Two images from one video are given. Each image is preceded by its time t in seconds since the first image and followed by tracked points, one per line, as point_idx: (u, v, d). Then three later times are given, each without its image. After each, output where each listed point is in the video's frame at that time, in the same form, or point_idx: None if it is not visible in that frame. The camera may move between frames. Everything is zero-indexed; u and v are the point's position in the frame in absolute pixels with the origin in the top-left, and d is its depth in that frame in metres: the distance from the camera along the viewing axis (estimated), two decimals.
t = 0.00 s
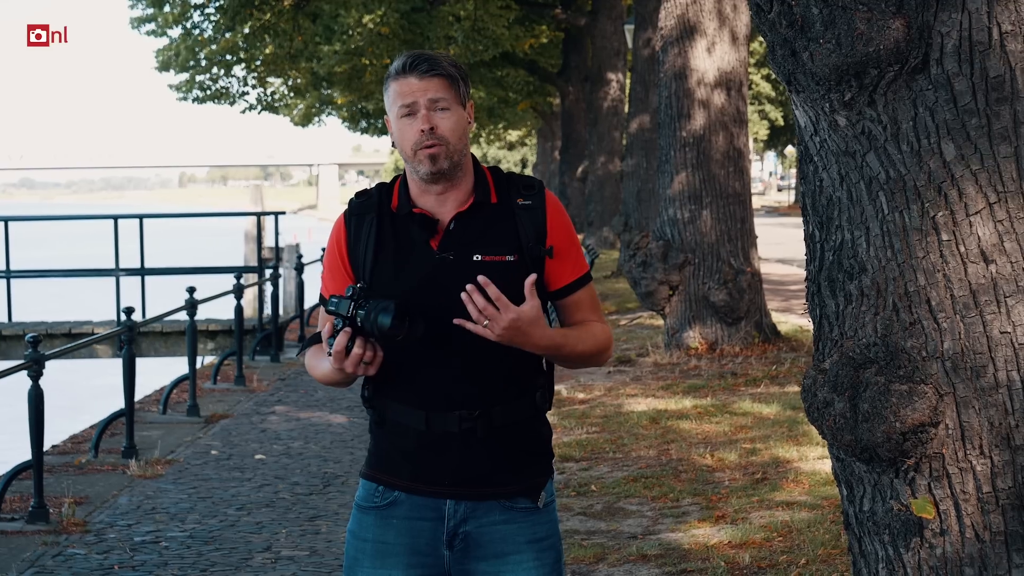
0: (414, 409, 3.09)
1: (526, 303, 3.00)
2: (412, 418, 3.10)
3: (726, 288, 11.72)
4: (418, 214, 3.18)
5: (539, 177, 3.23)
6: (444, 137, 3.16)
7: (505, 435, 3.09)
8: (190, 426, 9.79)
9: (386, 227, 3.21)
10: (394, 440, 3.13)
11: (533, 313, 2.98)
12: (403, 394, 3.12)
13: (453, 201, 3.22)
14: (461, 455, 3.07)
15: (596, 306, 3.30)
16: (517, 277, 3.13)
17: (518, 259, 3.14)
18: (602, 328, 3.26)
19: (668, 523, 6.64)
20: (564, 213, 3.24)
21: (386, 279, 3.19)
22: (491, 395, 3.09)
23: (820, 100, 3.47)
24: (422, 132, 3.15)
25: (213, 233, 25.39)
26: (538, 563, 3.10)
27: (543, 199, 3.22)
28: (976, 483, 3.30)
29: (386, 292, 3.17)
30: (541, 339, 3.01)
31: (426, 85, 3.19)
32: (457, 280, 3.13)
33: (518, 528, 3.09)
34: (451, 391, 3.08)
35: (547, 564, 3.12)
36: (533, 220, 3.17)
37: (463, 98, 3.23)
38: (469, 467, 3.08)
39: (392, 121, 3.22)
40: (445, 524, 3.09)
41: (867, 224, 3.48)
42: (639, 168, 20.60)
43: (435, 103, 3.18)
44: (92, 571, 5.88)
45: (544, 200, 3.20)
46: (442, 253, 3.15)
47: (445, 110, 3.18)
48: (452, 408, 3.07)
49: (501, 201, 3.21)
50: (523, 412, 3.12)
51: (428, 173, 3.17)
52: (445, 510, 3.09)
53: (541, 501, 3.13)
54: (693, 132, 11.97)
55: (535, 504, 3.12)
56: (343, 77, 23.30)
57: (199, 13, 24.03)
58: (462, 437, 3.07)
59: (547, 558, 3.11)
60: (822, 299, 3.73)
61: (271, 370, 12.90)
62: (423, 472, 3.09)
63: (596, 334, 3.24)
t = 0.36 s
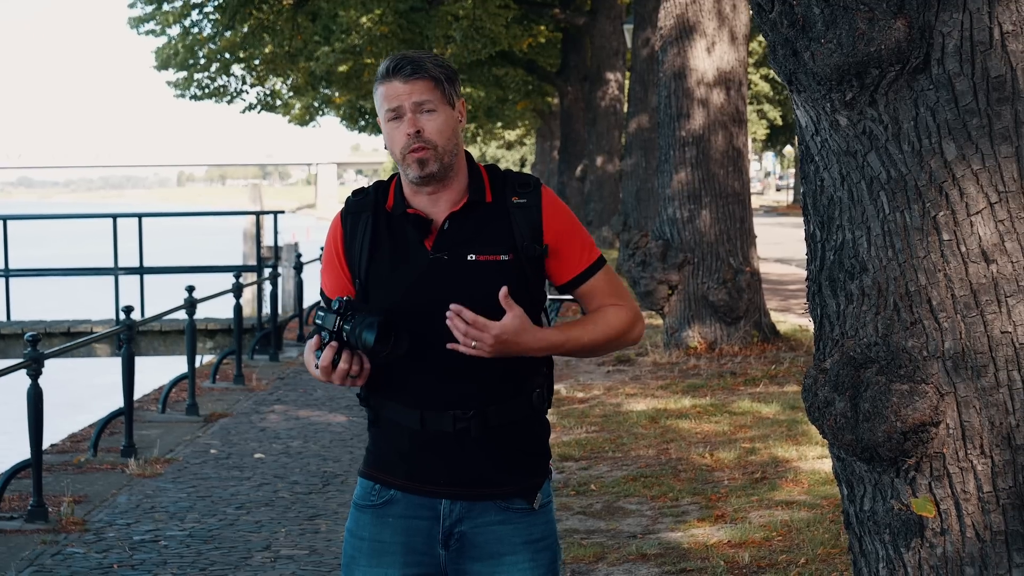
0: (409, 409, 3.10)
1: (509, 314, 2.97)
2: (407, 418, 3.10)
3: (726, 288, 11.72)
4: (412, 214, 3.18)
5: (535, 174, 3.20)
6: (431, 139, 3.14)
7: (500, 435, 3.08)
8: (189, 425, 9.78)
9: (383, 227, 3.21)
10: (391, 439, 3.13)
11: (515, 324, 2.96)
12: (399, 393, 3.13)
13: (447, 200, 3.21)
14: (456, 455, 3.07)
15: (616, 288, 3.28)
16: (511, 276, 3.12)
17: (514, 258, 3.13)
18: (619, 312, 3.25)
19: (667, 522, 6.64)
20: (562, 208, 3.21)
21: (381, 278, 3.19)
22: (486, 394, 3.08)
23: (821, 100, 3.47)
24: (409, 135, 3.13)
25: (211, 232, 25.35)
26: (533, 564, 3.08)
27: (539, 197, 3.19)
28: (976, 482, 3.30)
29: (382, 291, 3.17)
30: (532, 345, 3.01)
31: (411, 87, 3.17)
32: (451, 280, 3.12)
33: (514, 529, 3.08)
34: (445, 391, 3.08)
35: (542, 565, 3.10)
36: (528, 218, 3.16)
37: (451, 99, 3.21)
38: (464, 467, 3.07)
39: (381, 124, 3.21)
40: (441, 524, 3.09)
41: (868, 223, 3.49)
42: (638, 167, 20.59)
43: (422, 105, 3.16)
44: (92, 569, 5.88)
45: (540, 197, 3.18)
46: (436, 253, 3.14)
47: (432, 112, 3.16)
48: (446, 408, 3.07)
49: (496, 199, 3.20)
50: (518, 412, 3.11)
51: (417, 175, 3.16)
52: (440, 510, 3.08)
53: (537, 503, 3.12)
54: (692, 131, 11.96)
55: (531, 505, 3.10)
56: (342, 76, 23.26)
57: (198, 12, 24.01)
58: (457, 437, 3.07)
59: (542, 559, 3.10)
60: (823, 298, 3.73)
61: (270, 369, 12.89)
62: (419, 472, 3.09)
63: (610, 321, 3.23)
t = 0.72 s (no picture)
0: (406, 407, 3.11)
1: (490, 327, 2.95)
2: (404, 416, 3.11)
3: (723, 287, 11.73)
4: (408, 215, 3.18)
5: (532, 174, 3.20)
6: (423, 142, 3.13)
7: (497, 434, 3.08)
8: (186, 423, 9.77)
9: (380, 226, 3.21)
10: (389, 437, 3.13)
11: (498, 339, 2.94)
12: (396, 391, 3.13)
13: (443, 200, 3.21)
14: (453, 455, 3.07)
15: (597, 305, 3.27)
16: (507, 276, 3.11)
17: (510, 258, 3.12)
18: (594, 330, 3.24)
19: (664, 521, 6.65)
20: (559, 208, 3.20)
21: (378, 278, 3.19)
22: (482, 393, 3.08)
23: (820, 100, 3.47)
24: (402, 137, 3.13)
25: (208, 230, 25.34)
26: (529, 564, 3.08)
27: (536, 197, 3.19)
28: (974, 482, 3.31)
29: (380, 291, 3.18)
30: (513, 361, 3.00)
31: (403, 90, 3.16)
32: (448, 280, 3.12)
33: (510, 528, 3.07)
34: (443, 390, 3.09)
35: (538, 565, 3.10)
36: (524, 218, 3.15)
37: (444, 98, 3.20)
38: (461, 467, 3.07)
39: (375, 124, 3.20)
40: (437, 522, 3.08)
41: (866, 223, 3.49)
42: (635, 167, 20.59)
43: (414, 107, 3.15)
44: (88, 567, 5.87)
45: (536, 198, 3.18)
46: (432, 253, 3.14)
47: (424, 113, 3.15)
48: (443, 406, 3.08)
49: (493, 199, 3.20)
50: (515, 412, 3.11)
51: (410, 176, 3.15)
52: (437, 508, 3.08)
53: (534, 503, 3.11)
54: (690, 130, 11.97)
55: (528, 505, 3.10)
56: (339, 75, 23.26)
57: (195, 11, 23.99)
58: (452, 436, 3.07)
59: (539, 559, 3.09)
60: (821, 298, 3.73)
61: (267, 367, 12.88)
62: (416, 471, 3.09)
63: (586, 336, 3.22)
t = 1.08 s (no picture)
0: (404, 410, 3.11)
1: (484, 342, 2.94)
2: (403, 419, 3.10)
3: (718, 287, 11.73)
4: (403, 217, 3.18)
5: (528, 175, 3.20)
6: (422, 145, 3.13)
7: (496, 434, 3.08)
8: (181, 421, 9.77)
9: (375, 229, 3.21)
10: (388, 439, 3.13)
11: (492, 353, 2.93)
12: (395, 395, 3.13)
13: (440, 203, 3.21)
14: (453, 456, 3.07)
15: (592, 306, 3.27)
16: (504, 278, 3.11)
17: (507, 260, 3.12)
18: (588, 333, 3.25)
19: (660, 519, 6.65)
20: (555, 208, 3.20)
21: (373, 282, 3.19)
22: (481, 394, 3.08)
23: (818, 99, 3.47)
24: (401, 140, 3.12)
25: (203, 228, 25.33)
26: (531, 561, 3.08)
27: (532, 198, 3.19)
28: (971, 482, 3.31)
29: (376, 293, 3.17)
30: (507, 370, 2.99)
31: (404, 91, 3.15)
32: (444, 282, 3.11)
33: (511, 526, 3.08)
34: (440, 393, 3.09)
35: (539, 563, 3.10)
36: (520, 219, 3.15)
37: (444, 101, 3.20)
38: (460, 467, 3.07)
39: (374, 124, 3.20)
40: (438, 520, 3.08)
41: (863, 223, 3.50)
42: (631, 166, 20.58)
43: (414, 111, 3.15)
44: (84, 564, 5.87)
45: (532, 198, 3.18)
46: (428, 256, 3.14)
47: (424, 117, 3.15)
48: (442, 408, 3.08)
49: (490, 201, 3.20)
50: (514, 412, 3.11)
51: (408, 181, 3.15)
52: (438, 507, 3.08)
53: (535, 500, 3.11)
54: (686, 129, 11.99)
55: (529, 502, 3.10)
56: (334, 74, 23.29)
57: (191, 9, 23.97)
58: (451, 437, 3.07)
59: (540, 556, 3.10)
60: (818, 297, 3.74)
61: (262, 366, 12.87)
62: (416, 471, 3.09)
63: (579, 339, 3.22)
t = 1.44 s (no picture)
0: (405, 406, 3.08)
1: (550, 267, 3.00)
2: (402, 415, 3.08)
3: (714, 286, 11.75)
4: (407, 206, 3.17)
5: (528, 169, 3.22)
6: (441, 129, 3.14)
7: (497, 430, 3.08)
8: (177, 419, 9.75)
9: (377, 219, 3.20)
10: (386, 436, 3.11)
11: (559, 277, 2.99)
12: (393, 390, 3.10)
13: (444, 194, 3.21)
14: (453, 453, 3.07)
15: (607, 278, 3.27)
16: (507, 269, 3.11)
17: (509, 251, 3.13)
18: (622, 296, 3.21)
19: (655, 519, 6.66)
20: (556, 203, 3.23)
21: (373, 272, 3.15)
22: (483, 389, 3.07)
23: (816, 98, 3.47)
24: (421, 121, 3.14)
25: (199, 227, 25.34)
26: (528, 559, 3.09)
27: (532, 190, 3.21)
28: (968, 481, 3.32)
29: (375, 282, 3.14)
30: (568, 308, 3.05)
31: (429, 76, 3.19)
32: (447, 271, 3.10)
33: (508, 525, 3.09)
34: (441, 385, 3.06)
35: (537, 562, 3.11)
36: (523, 211, 3.17)
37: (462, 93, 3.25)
38: (460, 464, 3.07)
39: (392, 106, 3.21)
40: (436, 520, 3.08)
41: (861, 222, 3.50)
42: (627, 165, 20.50)
43: (437, 95, 3.18)
44: (80, 563, 5.86)
45: (534, 191, 3.20)
46: (432, 245, 3.13)
47: (446, 103, 3.18)
48: (443, 404, 3.06)
49: (491, 193, 3.22)
50: (514, 407, 3.11)
51: (421, 164, 3.16)
52: (436, 506, 3.08)
53: (533, 498, 3.12)
54: (682, 128, 11.96)
55: (526, 501, 3.11)
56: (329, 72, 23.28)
57: (188, 8, 23.96)
58: (453, 434, 3.06)
59: (537, 555, 3.11)
60: (815, 297, 3.74)
61: (258, 364, 12.86)
62: (415, 470, 3.08)
63: (619, 301, 3.19)
